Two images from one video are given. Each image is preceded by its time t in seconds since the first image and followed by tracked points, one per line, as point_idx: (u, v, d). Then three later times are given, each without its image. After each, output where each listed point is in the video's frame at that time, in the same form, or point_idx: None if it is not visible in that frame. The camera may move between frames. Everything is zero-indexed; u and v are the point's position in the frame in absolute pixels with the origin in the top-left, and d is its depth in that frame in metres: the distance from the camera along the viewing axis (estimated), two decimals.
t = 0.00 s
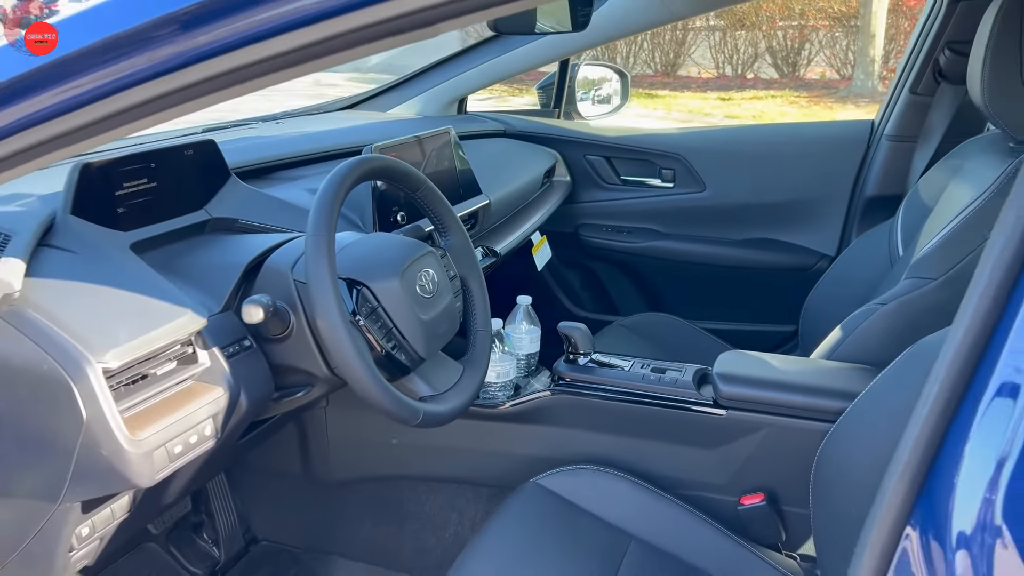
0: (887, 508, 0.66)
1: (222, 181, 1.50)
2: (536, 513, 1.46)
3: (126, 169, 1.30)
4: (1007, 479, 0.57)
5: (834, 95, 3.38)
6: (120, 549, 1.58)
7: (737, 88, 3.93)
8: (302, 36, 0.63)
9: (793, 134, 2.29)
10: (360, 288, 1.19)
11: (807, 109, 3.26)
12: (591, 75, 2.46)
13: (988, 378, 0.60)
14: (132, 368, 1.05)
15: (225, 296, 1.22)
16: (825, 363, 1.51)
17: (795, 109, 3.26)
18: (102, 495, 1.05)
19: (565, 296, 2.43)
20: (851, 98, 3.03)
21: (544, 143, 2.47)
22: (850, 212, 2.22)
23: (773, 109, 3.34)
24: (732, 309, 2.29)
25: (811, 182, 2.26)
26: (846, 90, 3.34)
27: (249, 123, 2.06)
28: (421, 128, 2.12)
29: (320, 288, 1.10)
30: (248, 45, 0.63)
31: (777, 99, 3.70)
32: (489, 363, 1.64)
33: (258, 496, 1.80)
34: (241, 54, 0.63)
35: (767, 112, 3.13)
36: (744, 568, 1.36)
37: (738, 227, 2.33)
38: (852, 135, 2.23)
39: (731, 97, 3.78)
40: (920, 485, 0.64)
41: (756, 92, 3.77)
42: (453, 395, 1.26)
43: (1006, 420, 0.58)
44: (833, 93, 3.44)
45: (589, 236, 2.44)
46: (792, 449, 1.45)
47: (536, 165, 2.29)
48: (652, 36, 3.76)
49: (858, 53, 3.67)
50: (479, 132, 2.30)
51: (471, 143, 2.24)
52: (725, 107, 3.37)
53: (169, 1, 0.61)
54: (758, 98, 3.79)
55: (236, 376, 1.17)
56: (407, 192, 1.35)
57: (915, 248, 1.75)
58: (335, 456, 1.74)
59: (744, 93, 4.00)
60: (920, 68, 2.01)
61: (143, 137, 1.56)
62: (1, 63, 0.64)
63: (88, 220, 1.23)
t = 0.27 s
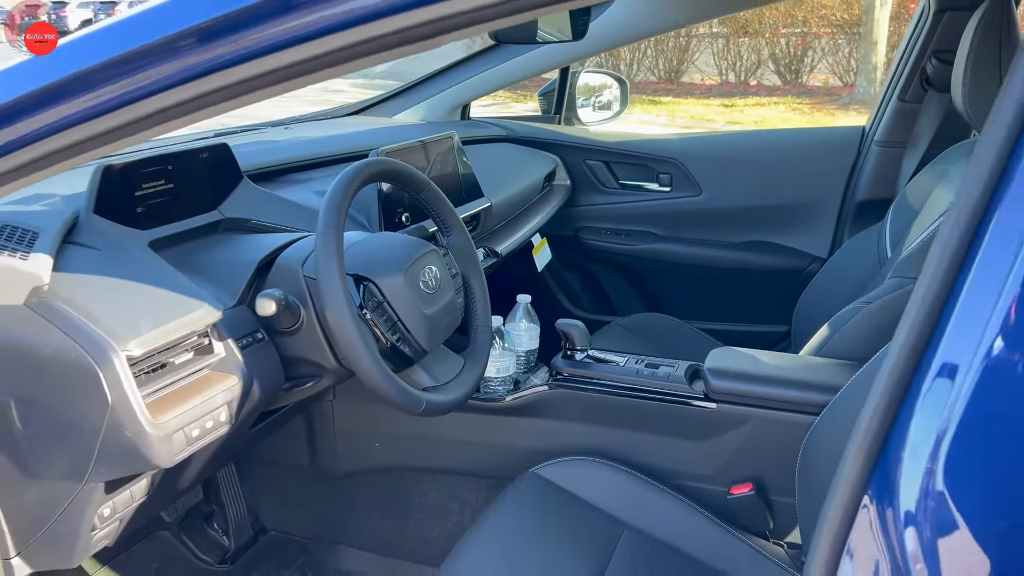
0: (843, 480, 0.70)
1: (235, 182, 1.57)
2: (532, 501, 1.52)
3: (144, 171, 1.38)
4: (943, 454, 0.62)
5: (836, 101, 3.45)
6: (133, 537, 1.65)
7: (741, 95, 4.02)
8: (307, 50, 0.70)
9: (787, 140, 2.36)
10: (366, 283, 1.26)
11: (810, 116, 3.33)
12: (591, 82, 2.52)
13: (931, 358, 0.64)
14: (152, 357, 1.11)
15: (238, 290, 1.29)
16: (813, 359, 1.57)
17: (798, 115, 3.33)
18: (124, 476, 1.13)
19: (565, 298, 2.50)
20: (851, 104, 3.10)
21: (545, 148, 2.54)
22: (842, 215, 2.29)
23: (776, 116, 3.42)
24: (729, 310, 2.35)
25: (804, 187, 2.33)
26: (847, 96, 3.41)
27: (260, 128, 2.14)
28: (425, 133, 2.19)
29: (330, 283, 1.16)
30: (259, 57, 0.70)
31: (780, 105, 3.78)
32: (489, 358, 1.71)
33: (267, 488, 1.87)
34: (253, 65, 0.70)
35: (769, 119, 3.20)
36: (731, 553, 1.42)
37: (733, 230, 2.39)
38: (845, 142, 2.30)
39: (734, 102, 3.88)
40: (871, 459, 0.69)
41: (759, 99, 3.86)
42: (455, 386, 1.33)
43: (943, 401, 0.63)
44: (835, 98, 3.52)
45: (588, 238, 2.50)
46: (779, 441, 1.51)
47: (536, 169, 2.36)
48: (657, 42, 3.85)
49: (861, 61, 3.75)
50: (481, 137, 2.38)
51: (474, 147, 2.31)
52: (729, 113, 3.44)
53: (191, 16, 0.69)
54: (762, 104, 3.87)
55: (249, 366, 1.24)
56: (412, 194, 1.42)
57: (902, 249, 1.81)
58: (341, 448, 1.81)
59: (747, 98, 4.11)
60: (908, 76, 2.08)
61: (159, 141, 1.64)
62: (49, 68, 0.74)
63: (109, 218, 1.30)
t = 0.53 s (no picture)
0: (809, 459, 0.74)
1: (250, 183, 1.65)
2: (533, 489, 1.59)
3: (165, 172, 1.45)
4: (897, 427, 0.68)
5: (841, 107, 3.53)
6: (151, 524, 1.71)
7: (747, 102, 4.12)
8: (319, 60, 0.77)
9: (783, 145, 2.43)
10: (375, 278, 1.33)
11: (813, 121, 3.42)
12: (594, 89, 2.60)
13: (886, 342, 0.70)
14: (174, 345, 1.19)
15: (255, 285, 1.36)
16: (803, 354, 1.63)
17: (803, 121, 3.41)
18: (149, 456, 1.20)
19: (568, 299, 2.56)
20: (852, 110, 3.18)
21: (548, 152, 2.62)
22: (836, 218, 2.35)
23: (781, 122, 3.51)
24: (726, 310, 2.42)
25: (800, 190, 2.40)
26: (851, 102, 3.49)
27: (273, 132, 2.22)
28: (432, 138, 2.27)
29: (341, 277, 1.24)
30: (275, 66, 0.78)
31: (785, 112, 3.88)
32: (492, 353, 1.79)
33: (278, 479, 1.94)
34: (271, 72, 0.78)
35: (773, 125, 3.29)
36: (722, 538, 1.49)
37: (731, 233, 2.46)
38: (840, 147, 2.37)
39: (738, 108, 3.99)
40: (836, 433, 0.73)
41: (764, 105, 3.95)
42: (459, 376, 1.40)
43: (895, 380, 0.69)
44: (840, 104, 3.60)
45: (589, 240, 2.57)
46: (770, 432, 1.58)
47: (539, 173, 2.43)
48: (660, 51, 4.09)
49: (864, 68, 3.83)
50: (486, 142, 2.45)
51: (479, 151, 2.39)
52: (733, 120, 3.53)
53: (216, 28, 0.77)
54: (766, 111, 3.96)
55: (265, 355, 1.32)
56: (418, 194, 1.49)
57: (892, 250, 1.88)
58: (349, 439, 1.88)
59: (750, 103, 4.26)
60: (899, 83, 2.15)
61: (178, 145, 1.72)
62: (91, 73, 0.82)
63: (133, 217, 1.38)
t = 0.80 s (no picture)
0: (797, 449, 0.78)
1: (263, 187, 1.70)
2: (537, 483, 1.63)
3: (184, 176, 1.50)
4: (875, 416, 0.71)
5: (844, 112, 3.58)
6: (167, 516, 1.73)
7: (753, 108, 4.18)
8: (333, 69, 0.82)
9: (783, 151, 2.49)
10: (385, 277, 1.39)
11: (817, 127, 3.48)
12: (599, 95, 2.66)
13: (866, 338, 0.74)
14: (194, 341, 1.25)
15: (270, 284, 1.42)
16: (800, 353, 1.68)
17: (807, 126, 3.47)
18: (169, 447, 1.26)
19: (573, 302, 2.61)
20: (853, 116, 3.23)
21: (553, 157, 2.67)
22: (835, 221, 2.40)
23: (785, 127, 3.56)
24: (727, 312, 2.47)
25: (799, 195, 2.45)
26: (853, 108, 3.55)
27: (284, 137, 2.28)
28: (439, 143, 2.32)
29: (353, 276, 1.29)
30: (291, 75, 0.83)
31: (789, 117, 3.94)
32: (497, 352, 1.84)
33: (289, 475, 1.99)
34: (289, 81, 0.84)
35: (777, 131, 3.35)
36: (721, 531, 1.53)
37: (732, 236, 2.51)
38: (838, 152, 2.42)
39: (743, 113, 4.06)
40: (822, 424, 0.77)
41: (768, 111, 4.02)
42: (466, 372, 1.45)
43: (873, 373, 0.72)
44: (842, 109, 3.66)
45: (593, 243, 2.63)
46: (767, 428, 1.62)
47: (544, 177, 2.48)
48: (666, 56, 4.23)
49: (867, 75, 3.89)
50: (492, 147, 2.51)
51: (485, 156, 2.44)
52: (738, 125, 3.59)
53: (239, 38, 0.83)
54: (771, 116, 4.03)
55: (280, 352, 1.38)
56: (427, 198, 1.55)
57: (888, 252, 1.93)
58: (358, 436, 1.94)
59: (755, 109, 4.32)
60: (896, 90, 2.20)
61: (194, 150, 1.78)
62: (120, 82, 0.88)
63: (152, 219, 1.43)
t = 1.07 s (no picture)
0: (787, 438, 0.83)
1: (277, 189, 1.76)
2: (542, 476, 1.67)
3: (201, 178, 1.55)
4: (860, 405, 0.76)
5: (848, 118, 3.63)
6: (180, 510, 1.80)
7: (758, 114, 4.25)
8: (348, 75, 0.87)
9: (785, 155, 2.53)
10: (396, 276, 1.43)
11: (821, 133, 3.53)
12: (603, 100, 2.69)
13: (851, 333, 0.78)
14: (213, 336, 1.30)
15: (284, 282, 1.46)
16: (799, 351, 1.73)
17: (811, 132, 3.53)
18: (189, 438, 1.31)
19: (579, 303, 2.65)
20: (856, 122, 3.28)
21: (559, 161, 2.72)
22: (836, 224, 2.45)
23: (789, 133, 3.61)
24: (729, 313, 2.51)
25: (800, 198, 2.49)
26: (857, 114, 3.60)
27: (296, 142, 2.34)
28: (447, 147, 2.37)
29: (365, 274, 1.34)
30: (307, 81, 0.88)
31: (794, 122, 4.00)
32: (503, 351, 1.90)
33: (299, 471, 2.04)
34: (305, 86, 0.89)
35: (781, 136, 3.40)
36: (720, 524, 1.57)
37: (734, 239, 2.56)
38: (839, 156, 2.47)
39: (748, 119, 4.13)
40: (811, 414, 0.81)
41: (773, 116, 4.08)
42: (473, 368, 1.49)
43: (857, 364, 0.77)
44: (846, 115, 3.71)
45: (598, 245, 2.66)
46: (766, 424, 1.67)
47: (549, 181, 2.53)
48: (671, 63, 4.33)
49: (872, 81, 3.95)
50: (499, 151, 2.56)
51: (492, 160, 2.50)
52: (743, 130, 3.65)
53: (259, 46, 0.88)
54: (776, 121, 4.08)
55: (294, 348, 1.43)
56: (436, 200, 1.59)
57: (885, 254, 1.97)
58: (368, 432, 1.99)
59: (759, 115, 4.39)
60: (895, 94, 2.25)
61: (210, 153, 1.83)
62: (144, 88, 0.93)
63: (171, 219, 1.49)
